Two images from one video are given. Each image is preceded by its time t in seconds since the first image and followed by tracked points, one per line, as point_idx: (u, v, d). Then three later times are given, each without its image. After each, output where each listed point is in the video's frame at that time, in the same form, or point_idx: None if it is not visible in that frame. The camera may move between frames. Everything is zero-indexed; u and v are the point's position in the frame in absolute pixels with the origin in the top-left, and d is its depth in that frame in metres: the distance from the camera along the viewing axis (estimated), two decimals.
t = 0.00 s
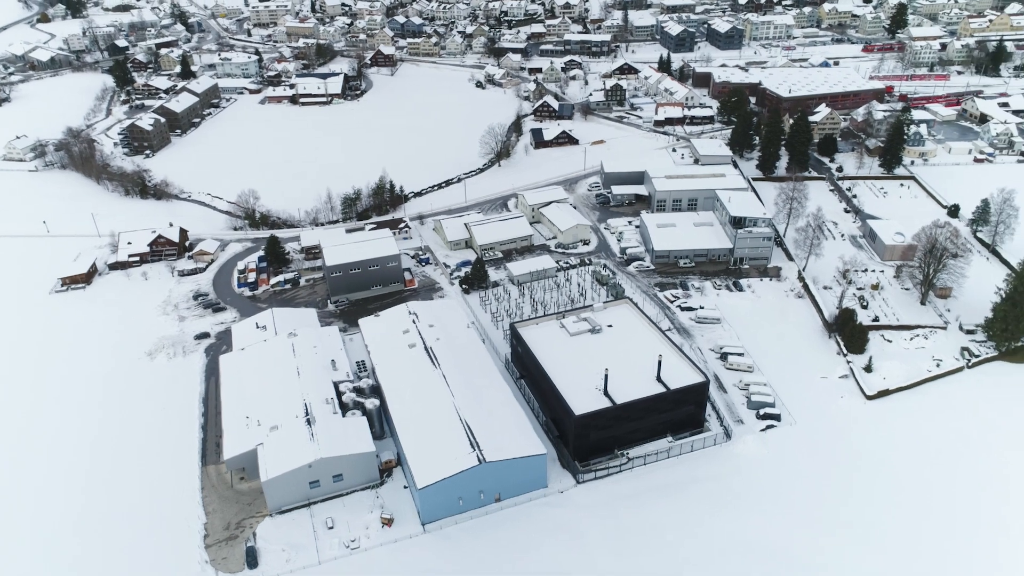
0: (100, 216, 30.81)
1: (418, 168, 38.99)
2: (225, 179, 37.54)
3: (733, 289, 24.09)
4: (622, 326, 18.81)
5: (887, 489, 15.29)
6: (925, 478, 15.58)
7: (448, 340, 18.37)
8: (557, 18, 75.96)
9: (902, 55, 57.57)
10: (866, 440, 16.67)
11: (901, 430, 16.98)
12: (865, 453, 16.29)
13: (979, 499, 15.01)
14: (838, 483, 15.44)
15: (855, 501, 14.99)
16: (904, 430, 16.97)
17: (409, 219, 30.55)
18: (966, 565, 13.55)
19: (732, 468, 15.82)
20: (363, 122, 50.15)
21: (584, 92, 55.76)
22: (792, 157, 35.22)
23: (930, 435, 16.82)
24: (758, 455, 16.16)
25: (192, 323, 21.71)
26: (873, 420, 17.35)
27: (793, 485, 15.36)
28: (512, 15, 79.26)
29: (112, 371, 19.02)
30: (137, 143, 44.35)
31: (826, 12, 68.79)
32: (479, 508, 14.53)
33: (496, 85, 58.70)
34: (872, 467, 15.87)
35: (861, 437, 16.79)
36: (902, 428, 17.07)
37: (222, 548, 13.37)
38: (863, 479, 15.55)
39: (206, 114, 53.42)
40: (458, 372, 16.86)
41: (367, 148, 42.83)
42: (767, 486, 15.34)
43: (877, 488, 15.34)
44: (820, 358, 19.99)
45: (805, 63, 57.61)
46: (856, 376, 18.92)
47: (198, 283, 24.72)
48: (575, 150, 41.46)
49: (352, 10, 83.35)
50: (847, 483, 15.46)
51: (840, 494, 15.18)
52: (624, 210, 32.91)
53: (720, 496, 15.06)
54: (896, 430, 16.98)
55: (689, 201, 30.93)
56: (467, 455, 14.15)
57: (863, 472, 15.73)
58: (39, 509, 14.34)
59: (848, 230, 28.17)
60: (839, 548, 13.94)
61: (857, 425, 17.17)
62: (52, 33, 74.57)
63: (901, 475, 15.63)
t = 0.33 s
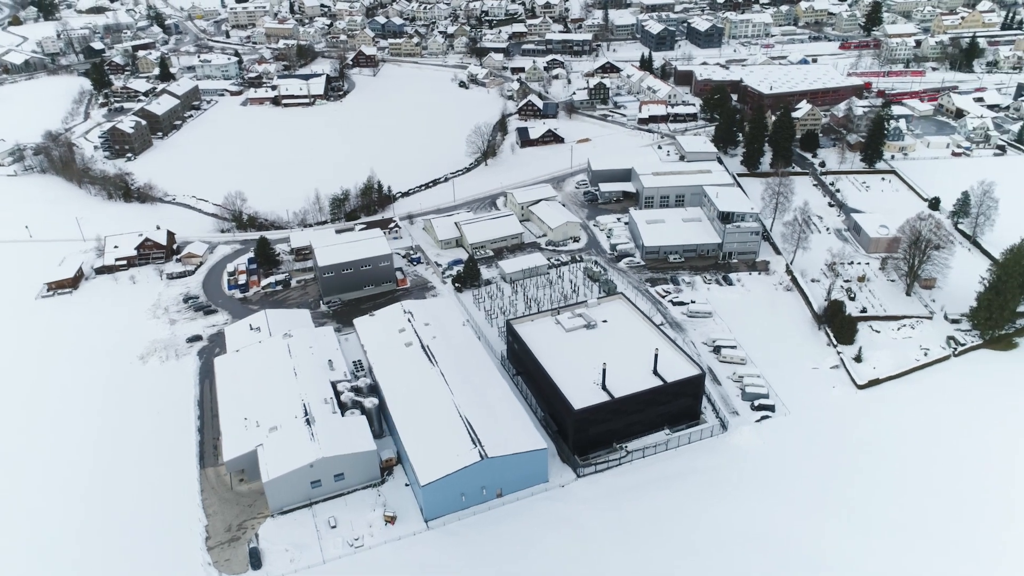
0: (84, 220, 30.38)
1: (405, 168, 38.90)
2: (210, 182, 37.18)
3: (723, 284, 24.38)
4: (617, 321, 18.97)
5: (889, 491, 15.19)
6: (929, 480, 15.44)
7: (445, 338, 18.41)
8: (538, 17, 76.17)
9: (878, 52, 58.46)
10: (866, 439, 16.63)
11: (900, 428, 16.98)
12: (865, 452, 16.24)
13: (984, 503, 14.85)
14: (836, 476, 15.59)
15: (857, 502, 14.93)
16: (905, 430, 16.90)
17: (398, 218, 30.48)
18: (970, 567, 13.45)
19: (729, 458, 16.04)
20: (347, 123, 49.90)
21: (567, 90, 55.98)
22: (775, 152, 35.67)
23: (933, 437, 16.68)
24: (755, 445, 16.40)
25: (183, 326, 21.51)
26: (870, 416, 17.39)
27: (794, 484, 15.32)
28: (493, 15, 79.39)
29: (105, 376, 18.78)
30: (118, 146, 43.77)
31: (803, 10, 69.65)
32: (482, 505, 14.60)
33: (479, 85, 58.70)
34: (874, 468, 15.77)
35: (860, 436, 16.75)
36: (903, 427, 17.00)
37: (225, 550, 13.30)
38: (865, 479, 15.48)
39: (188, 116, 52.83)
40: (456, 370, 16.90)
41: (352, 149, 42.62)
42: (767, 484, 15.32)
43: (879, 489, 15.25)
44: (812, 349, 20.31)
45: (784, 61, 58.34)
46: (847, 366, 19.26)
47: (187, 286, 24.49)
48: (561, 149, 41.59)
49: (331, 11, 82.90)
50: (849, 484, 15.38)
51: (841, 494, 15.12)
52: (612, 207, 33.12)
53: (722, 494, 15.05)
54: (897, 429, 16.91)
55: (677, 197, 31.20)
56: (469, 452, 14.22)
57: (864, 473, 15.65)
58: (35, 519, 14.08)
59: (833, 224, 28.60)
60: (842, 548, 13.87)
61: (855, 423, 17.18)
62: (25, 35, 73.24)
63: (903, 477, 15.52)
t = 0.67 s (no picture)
0: (67, 225, 29.92)
1: (391, 168, 38.79)
2: (194, 184, 36.77)
3: (713, 278, 24.66)
4: (612, 316, 19.14)
5: (884, 483, 15.34)
6: (922, 472, 15.61)
7: (441, 336, 18.45)
8: (518, 17, 76.26)
9: (854, 49, 59.38)
10: (859, 432, 16.79)
11: (890, 417, 17.29)
12: (859, 445, 16.40)
13: (975, 493, 15.04)
14: (830, 463, 15.89)
15: (851, 493, 15.09)
16: (897, 422, 17.09)
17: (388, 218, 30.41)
18: (963, 555, 13.63)
19: (726, 448, 16.27)
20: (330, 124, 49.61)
21: (550, 89, 56.16)
22: (759, 148, 36.10)
23: (926, 429, 16.86)
24: (750, 435, 16.66)
25: (175, 329, 21.31)
26: (862, 409, 17.59)
27: (790, 476, 15.48)
28: (473, 15, 79.34)
29: (94, 382, 18.52)
30: (98, 149, 43.09)
31: (779, 8, 70.40)
32: (484, 500, 14.69)
33: (462, 85, 58.64)
34: (868, 461, 15.93)
35: (853, 428, 16.92)
36: (896, 420, 17.18)
37: (228, 552, 13.26)
38: (860, 472, 15.63)
39: (168, 119, 52.11)
40: (455, 368, 16.96)
41: (337, 149, 42.39)
42: (765, 477, 15.44)
43: (873, 476, 15.55)
44: (802, 340, 20.65)
45: (763, 58, 59.02)
46: (837, 356, 19.63)
47: (176, 289, 24.23)
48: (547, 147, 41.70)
49: (310, 12, 82.27)
50: (844, 477, 15.52)
51: (836, 484, 15.33)
52: (600, 204, 33.28)
53: (718, 487, 15.20)
54: (890, 422, 17.09)
55: (664, 193, 31.45)
56: (472, 448, 14.31)
57: (858, 460, 15.96)
58: (33, 526, 13.93)
59: (817, 218, 29.04)
60: (838, 539, 14.01)
61: (848, 415, 17.37)
62: None
63: (897, 470, 15.67)
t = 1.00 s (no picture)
0: (49, 230, 29.44)
1: (378, 168, 38.67)
2: (177, 188, 36.36)
3: (703, 273, 24.93)
4: (606, 311, 19.29)
5: (880, 478, 15.45)
6: (915, 464, 15.82)
7: (437, 334, 18.50)
8: (498, 17, 76.29)
9: (831, 47, 60.21)
10: (854, 427, 16.91)
11: (881, 406, 17.62)
12: (852, 435, 16.68)
13: (970, 487, 15.16)
14: (824, 451, 16.19)
15: (847, 489, 15.19)
16: (891, 417, 17.22)
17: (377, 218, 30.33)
18: (957, 549, 13.75)
19: (723, 438, 16.53)
20: (313, 125, 49.26)
21: (533, 89, 56.28)
22: (743, 145, 36.54)
23: (920, 424, 16.98)
24: (746, 425, 16.93)
25: (165, 333, 21.09)
26: (855, 402, 17.80)
27: (787, 471, 15.58)
28: (453, 16, 79.22)
29: (87, 387, 18.30)
30: (78, 153, 42.42)
31: (756, 7, 71.01)
32: (487, 495, 14.78)
33: (444, 85, 58.53)
34: (863, 456, 16.04)
35: (846, 422, 17.11)
36: (891, 415, 17.29)
37: (231, 554, 13.22)
38: (855, 467, 15.73)
39: (147, 122, 51.43)
40: (453, 366, 17.01)
41: (322, 150, 42.13)
42: (762, 473, 15.54)
43: (866, 463, 15.86)
44: (792, 332, 20.99)
45: (742, 56, 59.66)
46: (827, 347, 19.98)
47: (165, 292, 23.99)
48: (532, 146, 41.80)
49: (288, 13, 81.54)
50: (840, 472, 15.62)
51: (833, 474, 15.56)
52: (587, 202, 33.46)
53: (717, 485, 15.23)
54: (884, 417, 17.21)
55: (652, 189, 31.70)
56: (473, 444, 14.39)
57: (851, 447, 16.31)
58: (32, 533, 13.78)
59: (802, 212, 29.45)
60: (834, 531, 14.17)
61: (843, 410, 17.50)
62: None
63: (892, 465, 15.79)
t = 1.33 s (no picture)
0: (32, 235, 28.99)
1: (364, 169, 38.51)
2: (161, 191, 35.95)
3: (693, 268, 25.18)
4: (601, 307, 19.44)
5: (876, 471, 15.58)
6: (909, 451, 16.11)
7: (434, 332, 18.52)
8: (479, 17, 76.25)
9: (808, 44, 60.98)
10: (851, 423, 17.00)
11: (873, 396, 17.91)
12: (847, 424, 16.94)
13: (970, 487, 15.10)
14: (819, 440, 16.44)
15: (846, 488, 15.15)
16: (890, 416, 17.20)
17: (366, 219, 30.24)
18: (957, 549, 13.70)
19: (720, 430, 16.74)
20: (297, 126, 48.89)
21: (516, 88, 56.38)
22: (727, 141, 36.93)
23: (918, 423, 16.96)
24: (742, 417, 17.16)
25: (157, 336, 20.88)
26: (847, 391, 18.10)
27: (786, 471, 15.54)
28: (433, 16, 79.05)
29: (79, 393, 18.07)
30: (58, 157, 41.78)
31: (734, 5, 71.74)
32: (489, 491, 14.86)
33: (427, 85, 58.40)
34: (859, 448, 16.23)
35: (840, 411, 17.39)
36: (890, 414, 17.26)
37: (235, 556, 13.19)
38: (852, 459, 15.90)
39: (127, 125, 50.73)
40: (451, 364, 17.05)
41: (307, 152, 41.84)
42: (761, 467, 15.66)
43: (861, 451, 16.13)
44: (783, 324, 21.29)
45: (722, 54, 60.21)
46: (818, 339, 20.30)
47: (154, 296, 23.73)
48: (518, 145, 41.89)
49: (266, 15, 80.84)
50: (839, 471, 15.59)
51: (829, 463, 15.80)
52: (576, 199, 33.61)
53: (719, 487, 15.14)
54: (879, 409, 17.43)
55: (639, 186, 31.92)
56: (475, 441, 14.46)
57: (846, 437, 16.57)
58: (30, 542, 13.62)
59: (788, 207, 29.84)
60: (832, 519, 14.41)
61: (838, 403, 17.67)
62: None
63: (887, 456, 15.99)
